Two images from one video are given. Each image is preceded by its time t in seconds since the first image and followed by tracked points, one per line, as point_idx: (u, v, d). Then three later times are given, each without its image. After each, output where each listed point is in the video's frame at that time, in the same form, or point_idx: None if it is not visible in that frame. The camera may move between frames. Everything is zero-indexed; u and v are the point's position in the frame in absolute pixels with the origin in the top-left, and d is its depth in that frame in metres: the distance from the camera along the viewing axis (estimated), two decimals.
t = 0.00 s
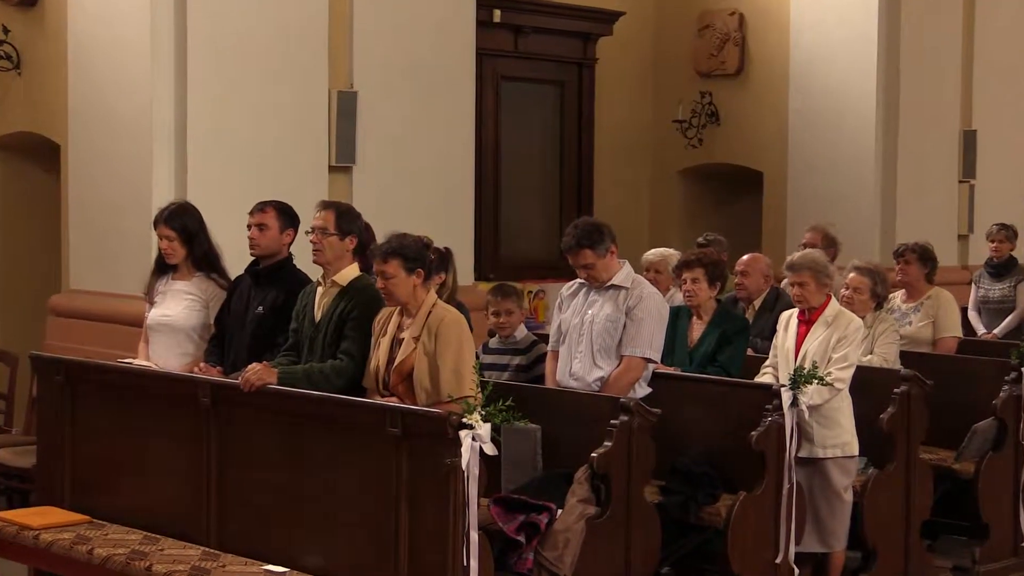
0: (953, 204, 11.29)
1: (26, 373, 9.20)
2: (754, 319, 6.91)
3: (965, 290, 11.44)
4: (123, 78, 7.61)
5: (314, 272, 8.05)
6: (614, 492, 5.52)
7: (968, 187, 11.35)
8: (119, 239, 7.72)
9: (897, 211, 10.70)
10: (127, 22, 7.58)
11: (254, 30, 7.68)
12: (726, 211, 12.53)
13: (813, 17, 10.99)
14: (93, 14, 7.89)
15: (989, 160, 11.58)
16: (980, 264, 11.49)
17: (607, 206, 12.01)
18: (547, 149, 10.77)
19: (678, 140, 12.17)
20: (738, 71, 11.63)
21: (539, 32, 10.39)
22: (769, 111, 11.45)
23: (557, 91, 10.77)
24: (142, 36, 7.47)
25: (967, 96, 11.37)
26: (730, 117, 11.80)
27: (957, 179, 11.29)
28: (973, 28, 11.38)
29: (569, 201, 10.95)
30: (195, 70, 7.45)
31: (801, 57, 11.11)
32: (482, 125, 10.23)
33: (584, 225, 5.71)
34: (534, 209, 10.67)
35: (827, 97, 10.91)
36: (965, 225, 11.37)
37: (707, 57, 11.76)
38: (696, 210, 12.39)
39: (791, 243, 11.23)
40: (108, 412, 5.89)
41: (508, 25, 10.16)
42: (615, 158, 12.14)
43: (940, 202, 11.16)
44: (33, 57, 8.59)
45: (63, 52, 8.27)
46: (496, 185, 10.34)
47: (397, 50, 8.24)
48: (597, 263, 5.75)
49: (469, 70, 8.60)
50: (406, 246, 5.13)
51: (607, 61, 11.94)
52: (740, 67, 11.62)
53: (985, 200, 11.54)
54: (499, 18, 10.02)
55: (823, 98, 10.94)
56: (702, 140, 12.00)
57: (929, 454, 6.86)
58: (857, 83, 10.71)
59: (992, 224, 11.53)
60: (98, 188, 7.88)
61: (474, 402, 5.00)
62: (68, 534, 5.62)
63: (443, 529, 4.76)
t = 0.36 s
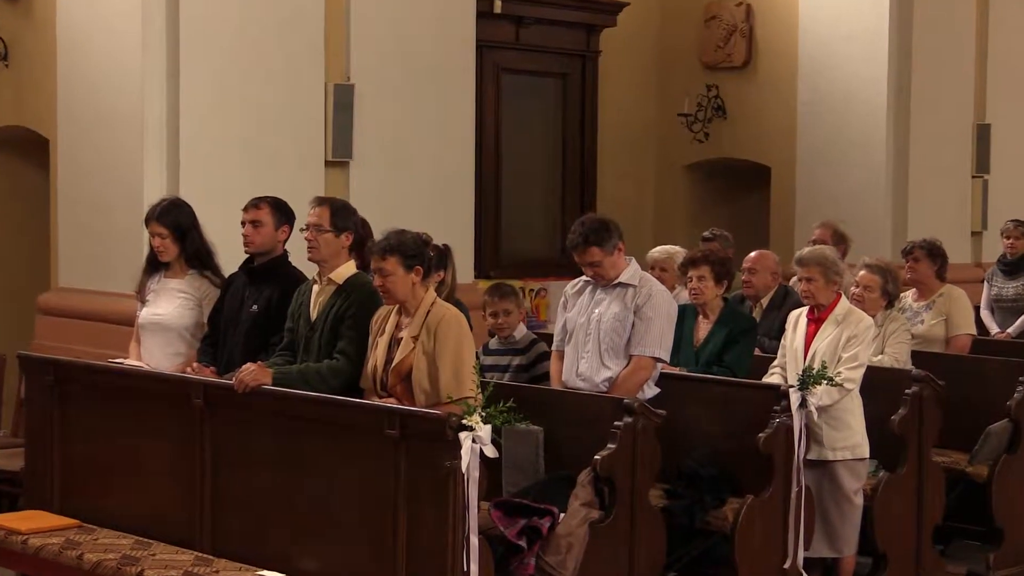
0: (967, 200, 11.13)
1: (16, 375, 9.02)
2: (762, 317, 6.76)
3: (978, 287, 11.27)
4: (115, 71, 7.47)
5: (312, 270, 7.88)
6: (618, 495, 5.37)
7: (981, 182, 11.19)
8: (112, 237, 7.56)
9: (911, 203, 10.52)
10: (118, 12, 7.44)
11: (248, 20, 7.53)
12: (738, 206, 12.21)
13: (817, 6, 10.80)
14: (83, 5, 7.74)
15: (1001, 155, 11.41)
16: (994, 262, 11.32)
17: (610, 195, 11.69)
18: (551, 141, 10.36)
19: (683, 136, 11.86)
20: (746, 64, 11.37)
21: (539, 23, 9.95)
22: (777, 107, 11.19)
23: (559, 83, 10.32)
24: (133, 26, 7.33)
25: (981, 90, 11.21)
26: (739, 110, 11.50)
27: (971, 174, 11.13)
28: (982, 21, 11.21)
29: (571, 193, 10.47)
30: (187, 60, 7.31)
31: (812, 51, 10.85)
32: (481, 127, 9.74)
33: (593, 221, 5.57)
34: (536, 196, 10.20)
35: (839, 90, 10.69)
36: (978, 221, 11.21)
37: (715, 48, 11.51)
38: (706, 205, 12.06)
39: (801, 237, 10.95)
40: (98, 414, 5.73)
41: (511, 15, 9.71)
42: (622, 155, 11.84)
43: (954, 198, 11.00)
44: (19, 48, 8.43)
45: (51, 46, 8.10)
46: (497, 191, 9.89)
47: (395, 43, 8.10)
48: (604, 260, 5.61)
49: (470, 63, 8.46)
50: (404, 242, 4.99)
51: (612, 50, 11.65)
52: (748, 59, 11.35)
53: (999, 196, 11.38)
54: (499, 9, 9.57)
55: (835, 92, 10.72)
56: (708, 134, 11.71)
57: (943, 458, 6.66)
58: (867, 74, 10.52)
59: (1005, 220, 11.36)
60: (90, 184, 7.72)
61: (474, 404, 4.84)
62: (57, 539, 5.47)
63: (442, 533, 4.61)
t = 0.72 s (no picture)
0: (985, 199, 10.95)
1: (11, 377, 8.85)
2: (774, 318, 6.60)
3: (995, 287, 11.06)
4: (110, 65, 7.35)
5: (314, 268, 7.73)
6: (626, 500, 5.23)
7: (1000, 177, 11.00)
8: (108, 235, 7.41)
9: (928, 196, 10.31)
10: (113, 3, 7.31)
11: (246, 13, 7.41)
12: (746, 201, 11.91)
13: None
14: None
15: (1018, 151, 11.22)
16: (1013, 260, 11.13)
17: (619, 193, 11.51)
18: (555, 132, 10.11)
19: (693, 130, 11.59)
20: (758, 56, 11.07)
21: (547, 15, 9.78)
22: (790, 102, 10.86)
23: (566, 77, 10.12)
24: (128, 19, 7.20)
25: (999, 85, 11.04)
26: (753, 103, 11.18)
27: (988, 170, 10.95)
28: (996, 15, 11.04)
29: (578, 189, 10.28)
30: (184, 54, 7.19)
31: (825, 44, 10.57)
32: (485, 119, 9.57)
33: (602, 218, 5.43)
34: (541, 190, 10.01)
35: (852, 84, 10.41)
36: (997, 219, 11.03)
37: (726, 41, 11.22)
38: (714, 199, 11.77)
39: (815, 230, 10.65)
40: (92, 416, 5.59)
41: (517, 7, 9.55)
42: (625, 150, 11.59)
43: (973, 196, 10.84)
44: (10, 40, 8.28)
45: (45, 41, 7.96)
46: (502, 186, 9.71)
47: (398, 37, 7.97)
48: (614, 258, 5.46)
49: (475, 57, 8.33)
50: (407, 240, 4.84)
51: (622, 42, 11.40)
52: (760, 51, 11.06)
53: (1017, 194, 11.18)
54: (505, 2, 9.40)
55: (846, 87, 10.44)
56: (719, 128, 11.43)
57: (959, 461, 6.56)
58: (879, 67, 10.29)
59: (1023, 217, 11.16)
60: (86, 182, 7.58)
61: (478, 406, 4.71)
62: (50, 544, 5.33)
63: (445, 540, 4.47)
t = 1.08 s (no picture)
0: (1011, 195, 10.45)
1: (12, 379, 8.70)
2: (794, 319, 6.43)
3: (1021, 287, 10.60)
4: (110, 61, 7.23)
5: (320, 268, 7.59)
6: (640, 507, 5.08)
7: None
8: (111, 233, 7.27)
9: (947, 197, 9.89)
10: None
11: (249, 6, 7.29)
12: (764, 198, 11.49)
13: None
14: None
15: None
16: None
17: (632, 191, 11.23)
18: (567, 129, 9.92)
19: (709, 126, 11.22)
20: (776, 51, 10.66)
21: (558, 9, 9.63)
22: (810, 95, 10.46)
23: (579, 72, 9.94)
24: (129, 12, 7.08)
25: None
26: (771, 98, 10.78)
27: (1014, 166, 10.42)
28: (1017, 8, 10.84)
29: (591, 190, 10.09)
30: (187, 48, 7.07)
31: (844, 36, 10.12)
32: (497, 116, 9.41)
33: (616, 217, 5.28)
34: (553, 191, 9.86)
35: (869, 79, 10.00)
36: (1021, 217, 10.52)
37: (742, 34, 10.80)
38: (731, 194, 11.41)
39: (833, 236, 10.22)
40: (92, 418, 5.45)
41: None
42: (639, 147, 11.26)
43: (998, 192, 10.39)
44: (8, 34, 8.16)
45: (44, 38, 7.83)
46: (513, 183, 9.56)
47: (404, 31, 7.83)
48: (628, 258, 5.33)
49: (482, 51, 8.17)
50: (415, 239, 4.70)
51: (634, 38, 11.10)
52: (778, 46, 10.65)
53: None
54: None
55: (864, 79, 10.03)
56: (735, 125, 11.03)
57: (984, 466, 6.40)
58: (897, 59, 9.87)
59: None
60: (87, 180, 7.44)
61: (489, 409, 4.57)
62: (50, 551, 5.20)
63: (456, 546, 4.35)
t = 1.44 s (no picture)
0: None
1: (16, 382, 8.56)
2: (818, 322, 6.29)
3: None
4: (114, 57, 7.11)
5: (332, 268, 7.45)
6: (660, 515, 4.93)
7: None
8: (118, 233, 7.14)
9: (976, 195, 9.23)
10: None
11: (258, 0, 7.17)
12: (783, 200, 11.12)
13: None
14: None
15: None
16: None
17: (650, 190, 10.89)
18: (583, 126, 9.75)
19: (731, 122, 10.85)
20: (800, 45, 10.26)
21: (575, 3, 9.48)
22: (832, 89, 10.05)
23: (596, 67, 9.77)
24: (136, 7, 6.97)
25: None
26: (794, 93, 10.35)
27: None
28: None
29: (609, 190, 9.93)
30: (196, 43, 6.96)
31: (870, 28, 9.54)
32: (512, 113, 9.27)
33: (637, 215, 5.15)
34: (572, 189, 9.70)
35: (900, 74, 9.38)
36: None
37: (766, 28, 10.41)
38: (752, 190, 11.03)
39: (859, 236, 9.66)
40: (98, 422, 5.32)
41: None
42: (656, 145, 10.91)
43: None
44: (15, 30, 8.03)
45: (49, 36, 7.72)
46: (528, 181, 9.41)
47: (416, 27, 7.69)
48: (648, 258, 5.19)
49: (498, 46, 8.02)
50: (429, 239, 4.57)
51: (652, 32, 10.77)
52: (802, 39, 10.23)
53: None
54: None
55: (895, 75, 9.40)
56: (758, 121, 10.63)
57: (1013, 473, 6.24)
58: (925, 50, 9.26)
59: None
60: (94, 179, 7.31)
61: (505, 413, 4.44)
62: (55, 558, 5.06)
63: (469, 555, 4.22)
